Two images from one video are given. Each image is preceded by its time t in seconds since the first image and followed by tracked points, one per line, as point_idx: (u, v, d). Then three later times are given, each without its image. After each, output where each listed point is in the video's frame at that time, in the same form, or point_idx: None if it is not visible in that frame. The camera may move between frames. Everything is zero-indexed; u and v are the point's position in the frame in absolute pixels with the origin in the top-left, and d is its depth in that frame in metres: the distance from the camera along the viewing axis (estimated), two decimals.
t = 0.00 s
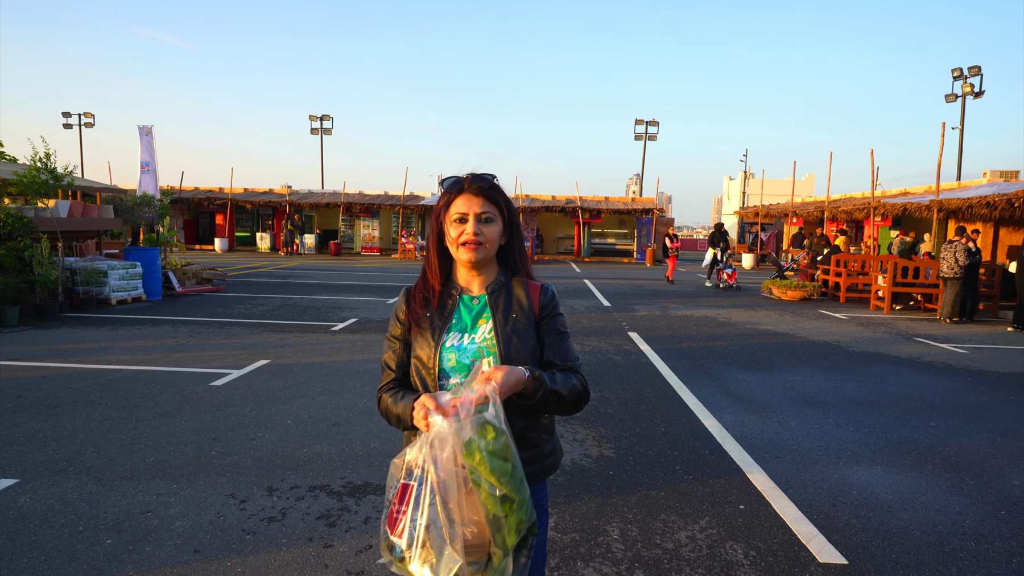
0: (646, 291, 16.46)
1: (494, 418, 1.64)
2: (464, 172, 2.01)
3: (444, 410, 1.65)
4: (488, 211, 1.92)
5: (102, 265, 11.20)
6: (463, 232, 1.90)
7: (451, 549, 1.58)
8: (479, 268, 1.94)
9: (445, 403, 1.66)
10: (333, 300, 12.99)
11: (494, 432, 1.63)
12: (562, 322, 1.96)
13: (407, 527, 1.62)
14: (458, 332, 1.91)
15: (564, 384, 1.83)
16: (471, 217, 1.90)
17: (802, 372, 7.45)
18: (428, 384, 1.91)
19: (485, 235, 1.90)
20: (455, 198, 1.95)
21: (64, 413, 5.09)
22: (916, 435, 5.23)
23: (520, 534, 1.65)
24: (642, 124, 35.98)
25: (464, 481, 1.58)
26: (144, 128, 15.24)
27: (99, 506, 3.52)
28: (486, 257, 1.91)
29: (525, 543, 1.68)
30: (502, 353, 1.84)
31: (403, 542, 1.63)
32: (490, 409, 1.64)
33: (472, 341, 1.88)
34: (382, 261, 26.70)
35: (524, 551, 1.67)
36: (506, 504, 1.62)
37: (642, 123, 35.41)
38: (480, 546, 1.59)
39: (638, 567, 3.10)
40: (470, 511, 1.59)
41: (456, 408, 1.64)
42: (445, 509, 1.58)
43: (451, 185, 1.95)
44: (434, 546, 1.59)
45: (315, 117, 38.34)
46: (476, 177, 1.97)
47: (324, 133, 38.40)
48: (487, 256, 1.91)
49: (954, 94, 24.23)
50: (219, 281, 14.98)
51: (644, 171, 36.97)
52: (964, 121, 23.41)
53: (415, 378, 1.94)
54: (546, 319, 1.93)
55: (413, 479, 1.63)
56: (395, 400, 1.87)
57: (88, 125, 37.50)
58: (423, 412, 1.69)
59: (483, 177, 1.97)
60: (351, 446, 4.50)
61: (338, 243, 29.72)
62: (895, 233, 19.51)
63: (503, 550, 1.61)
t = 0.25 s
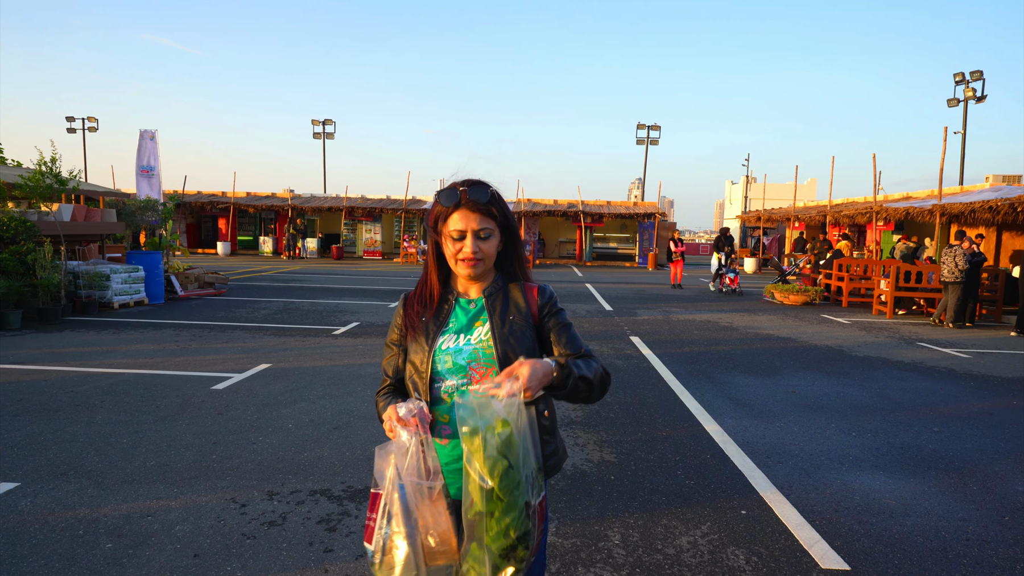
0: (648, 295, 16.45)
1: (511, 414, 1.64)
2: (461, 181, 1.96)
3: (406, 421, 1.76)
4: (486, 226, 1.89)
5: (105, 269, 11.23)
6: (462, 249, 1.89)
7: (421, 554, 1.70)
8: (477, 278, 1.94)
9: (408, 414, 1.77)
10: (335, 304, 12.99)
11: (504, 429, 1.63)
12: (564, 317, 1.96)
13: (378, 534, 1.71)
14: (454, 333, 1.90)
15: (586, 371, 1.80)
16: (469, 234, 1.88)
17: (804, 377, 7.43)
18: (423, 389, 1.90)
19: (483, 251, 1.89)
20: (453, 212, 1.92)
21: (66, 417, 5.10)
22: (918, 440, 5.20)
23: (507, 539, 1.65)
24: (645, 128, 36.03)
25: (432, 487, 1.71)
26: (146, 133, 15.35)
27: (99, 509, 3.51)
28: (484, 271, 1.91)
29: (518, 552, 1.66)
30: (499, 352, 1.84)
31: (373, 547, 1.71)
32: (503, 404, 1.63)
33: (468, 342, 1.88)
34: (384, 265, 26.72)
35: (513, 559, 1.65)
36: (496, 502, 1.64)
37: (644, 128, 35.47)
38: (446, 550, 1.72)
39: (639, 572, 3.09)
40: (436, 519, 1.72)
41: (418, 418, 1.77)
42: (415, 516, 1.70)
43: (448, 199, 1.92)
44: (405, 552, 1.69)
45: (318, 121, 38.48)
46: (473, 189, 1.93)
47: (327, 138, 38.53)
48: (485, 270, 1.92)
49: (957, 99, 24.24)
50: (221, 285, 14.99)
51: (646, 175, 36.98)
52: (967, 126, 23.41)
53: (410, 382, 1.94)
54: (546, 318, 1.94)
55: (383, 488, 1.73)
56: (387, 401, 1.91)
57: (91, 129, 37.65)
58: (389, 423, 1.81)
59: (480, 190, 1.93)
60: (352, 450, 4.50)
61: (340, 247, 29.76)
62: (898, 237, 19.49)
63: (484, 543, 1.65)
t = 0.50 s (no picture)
0: (649, 296, 16.44)
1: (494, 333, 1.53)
2: (455, 193, 1.95)
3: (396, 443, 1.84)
4: (480, 239, 1.89)
5: (108, 269, 11.26)
6: (457, 261, 1.89)
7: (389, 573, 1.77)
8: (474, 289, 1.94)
9: (400, 436, 1.83)
10: (337, 305, 13.01)
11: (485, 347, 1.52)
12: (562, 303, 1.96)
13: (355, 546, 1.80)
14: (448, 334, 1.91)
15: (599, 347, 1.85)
16: (463, 248, 1.88)
17: (807, 378, 7.42)
18: (419, 392, 1.92)
19: (479, 263, 1.89)
20: (447, 225, 1.91)
21: (68, 418, 5.12)
22: (921, 442, 5.19)
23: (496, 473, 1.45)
24: (647, 129, 36.00)
25: (410, 511, 1.78)
26: (151, 134, 15.35)
27: (101, 511, 3.52)
28: (480, 281, 1.91)
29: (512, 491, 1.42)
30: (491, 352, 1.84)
31: (348, 557, 1.81)
32: (484, 323, 1.56)
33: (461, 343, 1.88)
34: (387, 266, 26.74)
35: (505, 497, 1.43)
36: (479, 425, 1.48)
37: (646, 129, 35.44)
38: None
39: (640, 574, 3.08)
40: (409, 543, 1.77)
41: (409, 441, 1.83)
42: (388, 536, 1.77)
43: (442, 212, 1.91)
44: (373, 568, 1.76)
45: (321, 122, 38.52)
46: (466, 202, 1.92)
47: (330, 138, 38.57)
48: (482, 279, 1.92)
49: (960, 99, 24.20)
50: (224, 286, 15.03)
51: (649, 176, 36.96)
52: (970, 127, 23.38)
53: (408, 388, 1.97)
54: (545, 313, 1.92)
55: (365, 503, 1.82)
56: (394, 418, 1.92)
57: (94, 130, 37.78)
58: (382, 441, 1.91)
59: (472, 203, 1.91)
60: (353, 452, 4.50)
61: (343, 247, 29.82)
62: (901, 238, 19.44)
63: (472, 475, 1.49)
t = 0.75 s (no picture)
0: (651, 297, 16.42)
1: (494, 297, 1.82)
2: (454, 190, 2.01)
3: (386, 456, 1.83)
4: (478, 231, 1.93)
5: (109, 271, 11.27)
6: (454, 253, 1.92)
7: None
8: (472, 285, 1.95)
9: (387, 451, 1.81)
10: (339, 306, 13.00)
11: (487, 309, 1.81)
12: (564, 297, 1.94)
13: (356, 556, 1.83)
14: (446, 336, 1.90)
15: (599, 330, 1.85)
16: (461, 240, 1.91)
17: (808, 379, 7.41)
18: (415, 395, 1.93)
19: (476, 255, 1.92)
20: (446, 219, 1.96)
21: (69, 419, 5.12)
22: (923, 444, 5.17)
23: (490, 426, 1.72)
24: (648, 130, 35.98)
25: (399, 525, 1.77)
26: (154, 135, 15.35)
27: (102, 512, 3.53)
28: (477, 274, 1.93)
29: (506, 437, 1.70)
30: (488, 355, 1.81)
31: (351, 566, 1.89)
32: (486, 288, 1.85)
33: (458, 344, 1.87)
34: (388, 267, 26.74)
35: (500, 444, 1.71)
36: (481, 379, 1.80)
37: (647, 129, 35.43)
38: None
39: None
40: (403, 556, 1.77)
41: (397, 456, 1.82)
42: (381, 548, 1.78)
43: (442, 206, 1.96)
44: None
45: (322, 124, 38.53)
46: (465, 196, 1.97)
47: (331, 140, 38.59)
48: (481, 273, 1.94)
49: (962, 100, 24.17)
50: (225, 287, 15.04)
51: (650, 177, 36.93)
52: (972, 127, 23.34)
53: (407, 391, 1.97)
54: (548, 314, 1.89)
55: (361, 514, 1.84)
56: (392, 426, 1.92)
57: (96, 131, 37.86)
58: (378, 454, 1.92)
59: (471, 197, 1.96)
60: (354, 453, 4.50)
61: (344, 248, 29.84)
62: (903, 239, 19.41)
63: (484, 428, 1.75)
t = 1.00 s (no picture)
0: (652, 297, 16.40)
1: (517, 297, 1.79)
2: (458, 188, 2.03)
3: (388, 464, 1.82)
4: (481, 223, 1.93)
5: (110, 270, 11.27)
6: (456, 244, 1.92)
7: None
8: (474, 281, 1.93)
9: (389, 458, 1.80)
10: (340, 305, 13.00)
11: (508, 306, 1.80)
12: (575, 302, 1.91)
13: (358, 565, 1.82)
14: (449, 340, 1.90)
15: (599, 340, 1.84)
16: (462, 231, 1.92)
17: (810, 380, 7.39)
18: (417, 399, 1.93)
19: (478, 247, 1.91)
20: (449, 213, 1.97)
21: (71, 419, 5.13)
22: (925, 445, 5.16)
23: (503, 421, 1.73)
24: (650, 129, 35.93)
25: (404, 532, 1.77)
26: (155, 134, 15.35)
27: (103, 512, 3.53)
28: (478, 267, 1.90)
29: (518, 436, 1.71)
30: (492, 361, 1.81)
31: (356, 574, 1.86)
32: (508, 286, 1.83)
33: (462, 349, 1.87)
34: (389, 266, 26.73)
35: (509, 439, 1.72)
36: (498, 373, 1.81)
37: (649, 129, 35.38)
38: None
39: None
40: (409, 561, 1.77)
41: (399, 463, 1.81)
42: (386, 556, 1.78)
43: (444, 201, 1.99)
44: None
45: (323, 123, 38.52)
46: (468, 191, 1.99)
47: (332, 139, 38.57)
48: (482, 266, 1.91)
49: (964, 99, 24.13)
50: (226, 286, 15.04)
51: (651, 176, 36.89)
52: (974, 127, 23.30)
53: (409, 395, 1.97)
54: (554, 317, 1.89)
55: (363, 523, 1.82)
56: (394, 433, 1.92)
57: (98, 130, 37.90)
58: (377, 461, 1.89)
59: (474, 192, 1.98)
60: (355, 454, 4.50)
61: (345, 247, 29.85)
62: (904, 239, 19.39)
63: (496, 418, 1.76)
